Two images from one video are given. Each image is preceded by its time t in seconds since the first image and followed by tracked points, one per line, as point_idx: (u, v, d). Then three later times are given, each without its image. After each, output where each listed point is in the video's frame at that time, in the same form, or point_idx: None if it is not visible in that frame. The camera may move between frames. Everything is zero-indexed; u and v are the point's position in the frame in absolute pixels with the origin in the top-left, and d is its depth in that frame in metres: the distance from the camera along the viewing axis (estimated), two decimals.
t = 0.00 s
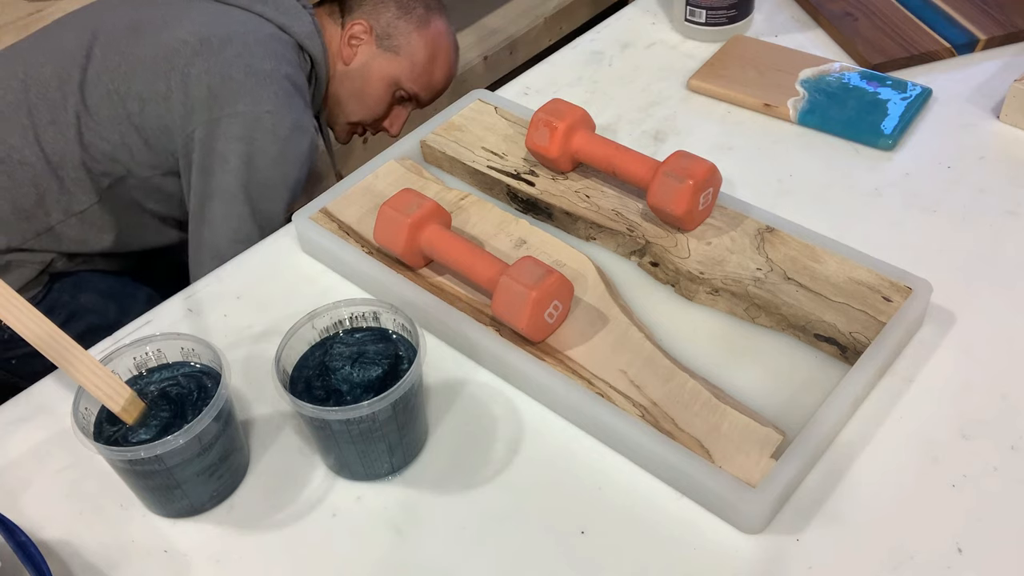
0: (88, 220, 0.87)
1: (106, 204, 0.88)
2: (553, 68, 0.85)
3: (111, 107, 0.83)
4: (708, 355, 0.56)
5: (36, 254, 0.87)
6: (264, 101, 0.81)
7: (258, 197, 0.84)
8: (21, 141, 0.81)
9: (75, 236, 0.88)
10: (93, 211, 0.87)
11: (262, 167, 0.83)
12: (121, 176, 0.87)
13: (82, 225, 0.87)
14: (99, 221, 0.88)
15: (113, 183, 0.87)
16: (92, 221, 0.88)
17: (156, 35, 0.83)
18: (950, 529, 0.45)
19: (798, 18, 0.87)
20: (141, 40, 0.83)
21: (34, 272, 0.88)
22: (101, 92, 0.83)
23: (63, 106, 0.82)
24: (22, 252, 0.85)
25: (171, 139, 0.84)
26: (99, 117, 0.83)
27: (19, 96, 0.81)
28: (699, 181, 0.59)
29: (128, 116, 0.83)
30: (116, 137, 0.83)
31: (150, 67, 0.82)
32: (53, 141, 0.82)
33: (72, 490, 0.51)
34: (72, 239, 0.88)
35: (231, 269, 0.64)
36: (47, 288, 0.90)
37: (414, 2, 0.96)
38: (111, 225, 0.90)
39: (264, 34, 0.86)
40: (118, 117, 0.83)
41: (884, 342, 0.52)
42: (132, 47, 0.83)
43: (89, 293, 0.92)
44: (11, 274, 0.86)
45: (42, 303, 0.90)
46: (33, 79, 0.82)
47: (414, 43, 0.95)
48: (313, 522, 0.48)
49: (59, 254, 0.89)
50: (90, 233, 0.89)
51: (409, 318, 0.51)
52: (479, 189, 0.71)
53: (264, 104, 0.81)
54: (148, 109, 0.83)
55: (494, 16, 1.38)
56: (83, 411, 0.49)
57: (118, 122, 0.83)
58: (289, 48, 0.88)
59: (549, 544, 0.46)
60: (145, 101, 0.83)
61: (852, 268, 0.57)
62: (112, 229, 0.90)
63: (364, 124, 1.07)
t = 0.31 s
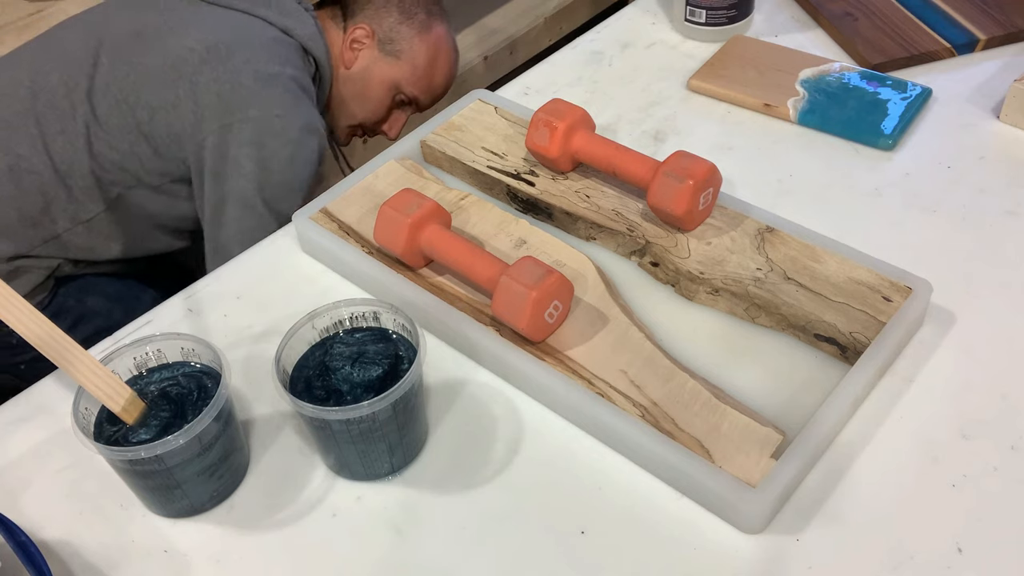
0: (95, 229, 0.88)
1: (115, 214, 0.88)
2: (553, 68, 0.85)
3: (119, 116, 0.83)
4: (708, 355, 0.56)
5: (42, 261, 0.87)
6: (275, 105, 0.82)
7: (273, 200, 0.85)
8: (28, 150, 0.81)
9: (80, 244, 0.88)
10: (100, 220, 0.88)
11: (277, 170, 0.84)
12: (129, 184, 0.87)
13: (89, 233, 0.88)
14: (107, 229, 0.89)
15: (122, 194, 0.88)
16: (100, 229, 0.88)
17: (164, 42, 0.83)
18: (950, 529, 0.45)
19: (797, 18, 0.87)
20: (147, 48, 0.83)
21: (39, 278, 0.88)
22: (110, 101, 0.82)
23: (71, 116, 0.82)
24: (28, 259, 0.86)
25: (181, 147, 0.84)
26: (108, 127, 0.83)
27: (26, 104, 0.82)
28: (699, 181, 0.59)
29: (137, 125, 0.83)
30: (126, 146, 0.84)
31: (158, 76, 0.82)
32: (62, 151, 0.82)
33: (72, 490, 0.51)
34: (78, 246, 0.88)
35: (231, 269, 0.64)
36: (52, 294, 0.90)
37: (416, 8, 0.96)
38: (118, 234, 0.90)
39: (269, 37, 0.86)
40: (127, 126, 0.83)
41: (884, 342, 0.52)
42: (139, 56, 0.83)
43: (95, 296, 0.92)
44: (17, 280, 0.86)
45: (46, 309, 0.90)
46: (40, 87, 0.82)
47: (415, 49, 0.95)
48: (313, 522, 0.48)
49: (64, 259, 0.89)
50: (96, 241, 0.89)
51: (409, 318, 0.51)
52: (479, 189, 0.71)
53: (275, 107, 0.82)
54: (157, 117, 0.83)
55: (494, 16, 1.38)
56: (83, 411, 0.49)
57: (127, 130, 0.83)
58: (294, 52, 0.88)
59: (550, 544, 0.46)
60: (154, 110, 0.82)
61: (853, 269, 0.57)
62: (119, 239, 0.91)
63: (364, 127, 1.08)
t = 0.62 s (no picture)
0: (114, 223, 0.89)
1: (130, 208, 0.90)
2: (553, 68, 0.85)
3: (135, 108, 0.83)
4: (707, 355, 0.56)
5: (64, 258, 0.88)
6: (283, 100, 0.83)
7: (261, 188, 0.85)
8: (51, 146, 0.81)
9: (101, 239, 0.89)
10: (119, 216, 0.89)
11: (275, 162, 0.84)
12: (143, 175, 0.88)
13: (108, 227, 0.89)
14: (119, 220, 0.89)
15: (136, 185, 0.89)
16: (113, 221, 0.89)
17: (176, 35, 0.83)
18: (951, 529, 0.45)
19: (797, 18, 0.87)
20: (163, 41, 0.83)
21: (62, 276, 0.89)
22: (124, 94, 0.83)
23: (89, 108, 0.82)
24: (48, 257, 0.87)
25: (193, 138, 0.85)
26: (124, 120, 0.83)
27: (46, 100, 0.81)
28: (699, 181, 0.59)
29: (152, 117, 0.84)
30: (140, 137, 0.85)
31: (171, 68, 0.83)
32: (82, 145, 0.82)
33: (73, 490, 0.51)
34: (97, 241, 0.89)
35: (231, 269, 0.64)
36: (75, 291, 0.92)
37: (418, 8, 0.97)
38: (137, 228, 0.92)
39: (278, 34, 0.87)
40: (142, 118, 0.84)
41: (884, 343, 0.52)
42: (154, 48, 0.83)
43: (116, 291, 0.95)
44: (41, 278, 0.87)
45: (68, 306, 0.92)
46: (58, 82, 0.82)
47: (416, 48, 0.96)
48: (313, 522, 0.48)
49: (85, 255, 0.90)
50: (117, 236, 0.90)
51: (409, 318, 0.51)
52: (479, 189, 0.71)
53: (283, 103, 0.82)
54: (170, 109, 0.83)
55: (494, 16, 1.38)
56: (83, 411, 0.49)
57: (140, 120, 0.84)
58: (304, 51, 0.89)
59: (550, 545, 0.46)
60: (169, 102, 0.83)
61: (853, 269, 0.57)
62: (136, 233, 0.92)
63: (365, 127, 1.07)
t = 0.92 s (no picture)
0: (107, 222, 0.89)
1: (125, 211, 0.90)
2: (553, 68, 0.85)
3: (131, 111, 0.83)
4: (707, 355, 0.56)
5: (54, 255, 0.88)
6: (282, 109, 0.82)
7: (265, 197, 0.85)
8: (45, 144, 0.82)
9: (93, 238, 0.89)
10: (111, 214, 0.88)
11: (275, 172, 0.84)
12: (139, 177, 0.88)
13: (101, 228, 0.89)
14: (116, 223, 0.90)
15: (130, 185, 0.89)
16: (107, 221, 0.89)
17: (176, 40, 0.83)
18: (951, 529, 0.45)
19: (797, 18, 0.87)
20: (162, 44, 0.83)
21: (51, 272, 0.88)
22: (122, 96, 0.83)
23: (85, 108, 0.82)
24: (39, 255, 0.86)
25: (189, 143, 0.85)
26: (118, 120, 0.83)
27: (41, 98, 0.81)
28: (699, 181, 0.59)
29: (149, 119, 0.84)
30: (133, 139, 0.85)
31: (169, 72, 0.83)
32: (75, 143, 0.83)
33: (73, 490, 0.51)
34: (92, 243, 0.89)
35: (231, 269, 0.64)
36: (64, 287, 0.91)
37: (426, 24, 0.98)
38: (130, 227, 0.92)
39: (280, 43, 0.87)
40: (139, 121, 0.84)
41: (885, 343, 0.52)
42: (154, 52, 0.83)
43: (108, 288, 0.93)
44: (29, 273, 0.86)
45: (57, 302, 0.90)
46: (56, 82, 0.82)
47: (423, 62, 0.96)
48: (313, 522, 0.48)
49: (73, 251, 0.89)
50: (109, 235, 0.90)
51: (409, 318, 0.51)
52: (479, 189, 0.71)
53: (281, 112, 0.82)
54: (168, 114, 0.84)
55: (494, 16, 1.38)
56: (83, 411, 0.49)
57: (135, 123, 0.84)
58: (306, 60, 0.89)
59: (550, 545, 0.46)
60: (165, 106, 0.83)
61: (853, 268, 0.57)
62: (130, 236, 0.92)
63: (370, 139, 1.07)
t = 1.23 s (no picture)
0: (110, 223, 0.88)
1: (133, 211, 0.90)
2: (553, 68, 0.85)
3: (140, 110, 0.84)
4: (707, 355, 0.56)
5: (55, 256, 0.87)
6: (292, 104, 0.82)
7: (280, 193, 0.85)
8: (48, 144, 0.81)
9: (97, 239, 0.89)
10: (114, 216, 0.88)
11: (288, 168, 0.83)
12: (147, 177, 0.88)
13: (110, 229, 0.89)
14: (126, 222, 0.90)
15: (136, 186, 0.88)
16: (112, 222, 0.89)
17: (183, 40, 0.83)
18: (951, 529, 0.45)
19: (797, 18, 0.87)
20: (169, 44, 0.84)
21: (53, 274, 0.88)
22: (129, 96, 0.83)
23: (92, 108, 0.82)
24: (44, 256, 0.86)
25: (200, 143, 0.85)
26: (125, 120, 0.83)
27: (46, 98, 0.82)
28: (699, 181, 0.59)
29: (157, 119, 0.84)
30: (140, 138, 0.84)
31: (178, 73, 0.83)
32: (81, 143, 0.82)
33: (73, 490, 0.51)
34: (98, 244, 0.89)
35: (231, 269, 0.64)
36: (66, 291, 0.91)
37: (427, 24, 0.98)
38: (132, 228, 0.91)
39: (287, 41, 0.87)
40: (147, 121, 0.84)
41: (884, 343, 0.52)
42: (161, 53, 0.83)
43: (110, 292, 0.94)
44: (29, 277, 0.86)
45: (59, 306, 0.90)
46: (61, 83, 0.82)
47: (425, 62, 0.96)
48: (313, 522, 0.48)
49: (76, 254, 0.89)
50: (112, 236, 0.90)
51: (409, 318, 0.51)
52: (479, 189, 0.71)
53: (291, 107, 0.82)
54: (177, 114, 0.83)
55: (494, 16, 1.38)
56: (83, 411, 0.49)
57: (143, 122, 0.84)
58: (313, 58, 0.89)
59: (550, 545, 0.46)
60: (173, 106, 0.83)
61: (853, 269, 0.57)
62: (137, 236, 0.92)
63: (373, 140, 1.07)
